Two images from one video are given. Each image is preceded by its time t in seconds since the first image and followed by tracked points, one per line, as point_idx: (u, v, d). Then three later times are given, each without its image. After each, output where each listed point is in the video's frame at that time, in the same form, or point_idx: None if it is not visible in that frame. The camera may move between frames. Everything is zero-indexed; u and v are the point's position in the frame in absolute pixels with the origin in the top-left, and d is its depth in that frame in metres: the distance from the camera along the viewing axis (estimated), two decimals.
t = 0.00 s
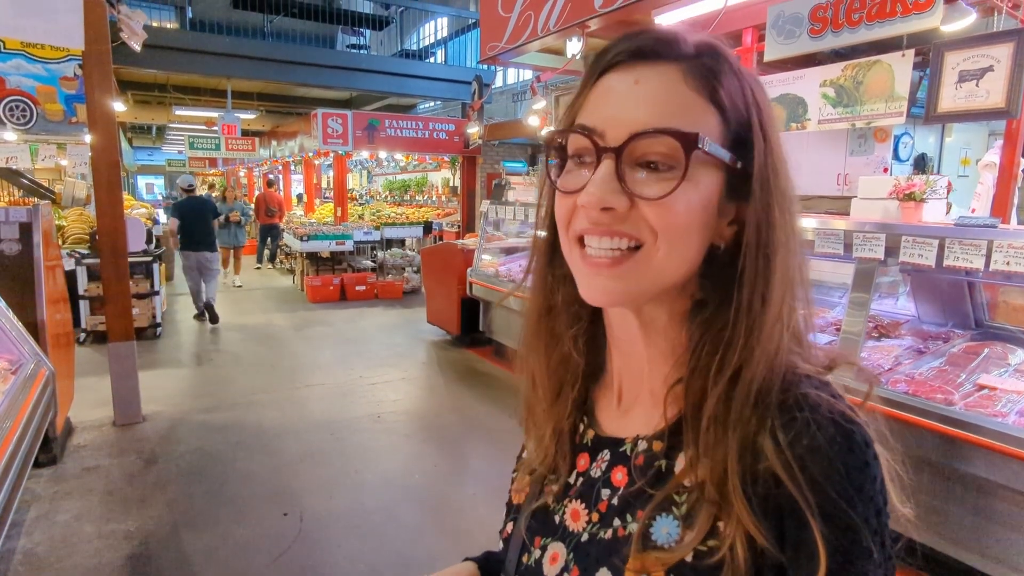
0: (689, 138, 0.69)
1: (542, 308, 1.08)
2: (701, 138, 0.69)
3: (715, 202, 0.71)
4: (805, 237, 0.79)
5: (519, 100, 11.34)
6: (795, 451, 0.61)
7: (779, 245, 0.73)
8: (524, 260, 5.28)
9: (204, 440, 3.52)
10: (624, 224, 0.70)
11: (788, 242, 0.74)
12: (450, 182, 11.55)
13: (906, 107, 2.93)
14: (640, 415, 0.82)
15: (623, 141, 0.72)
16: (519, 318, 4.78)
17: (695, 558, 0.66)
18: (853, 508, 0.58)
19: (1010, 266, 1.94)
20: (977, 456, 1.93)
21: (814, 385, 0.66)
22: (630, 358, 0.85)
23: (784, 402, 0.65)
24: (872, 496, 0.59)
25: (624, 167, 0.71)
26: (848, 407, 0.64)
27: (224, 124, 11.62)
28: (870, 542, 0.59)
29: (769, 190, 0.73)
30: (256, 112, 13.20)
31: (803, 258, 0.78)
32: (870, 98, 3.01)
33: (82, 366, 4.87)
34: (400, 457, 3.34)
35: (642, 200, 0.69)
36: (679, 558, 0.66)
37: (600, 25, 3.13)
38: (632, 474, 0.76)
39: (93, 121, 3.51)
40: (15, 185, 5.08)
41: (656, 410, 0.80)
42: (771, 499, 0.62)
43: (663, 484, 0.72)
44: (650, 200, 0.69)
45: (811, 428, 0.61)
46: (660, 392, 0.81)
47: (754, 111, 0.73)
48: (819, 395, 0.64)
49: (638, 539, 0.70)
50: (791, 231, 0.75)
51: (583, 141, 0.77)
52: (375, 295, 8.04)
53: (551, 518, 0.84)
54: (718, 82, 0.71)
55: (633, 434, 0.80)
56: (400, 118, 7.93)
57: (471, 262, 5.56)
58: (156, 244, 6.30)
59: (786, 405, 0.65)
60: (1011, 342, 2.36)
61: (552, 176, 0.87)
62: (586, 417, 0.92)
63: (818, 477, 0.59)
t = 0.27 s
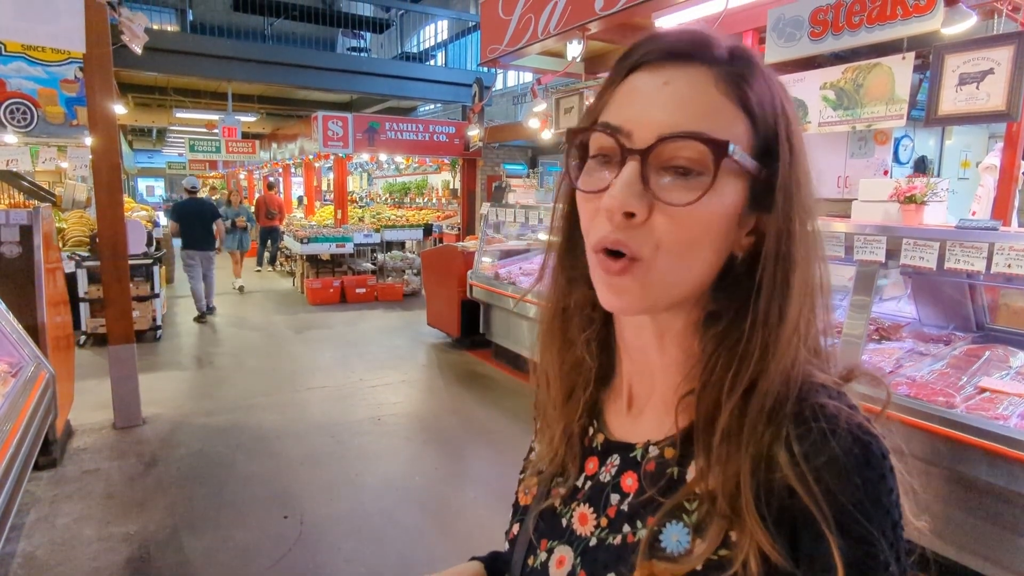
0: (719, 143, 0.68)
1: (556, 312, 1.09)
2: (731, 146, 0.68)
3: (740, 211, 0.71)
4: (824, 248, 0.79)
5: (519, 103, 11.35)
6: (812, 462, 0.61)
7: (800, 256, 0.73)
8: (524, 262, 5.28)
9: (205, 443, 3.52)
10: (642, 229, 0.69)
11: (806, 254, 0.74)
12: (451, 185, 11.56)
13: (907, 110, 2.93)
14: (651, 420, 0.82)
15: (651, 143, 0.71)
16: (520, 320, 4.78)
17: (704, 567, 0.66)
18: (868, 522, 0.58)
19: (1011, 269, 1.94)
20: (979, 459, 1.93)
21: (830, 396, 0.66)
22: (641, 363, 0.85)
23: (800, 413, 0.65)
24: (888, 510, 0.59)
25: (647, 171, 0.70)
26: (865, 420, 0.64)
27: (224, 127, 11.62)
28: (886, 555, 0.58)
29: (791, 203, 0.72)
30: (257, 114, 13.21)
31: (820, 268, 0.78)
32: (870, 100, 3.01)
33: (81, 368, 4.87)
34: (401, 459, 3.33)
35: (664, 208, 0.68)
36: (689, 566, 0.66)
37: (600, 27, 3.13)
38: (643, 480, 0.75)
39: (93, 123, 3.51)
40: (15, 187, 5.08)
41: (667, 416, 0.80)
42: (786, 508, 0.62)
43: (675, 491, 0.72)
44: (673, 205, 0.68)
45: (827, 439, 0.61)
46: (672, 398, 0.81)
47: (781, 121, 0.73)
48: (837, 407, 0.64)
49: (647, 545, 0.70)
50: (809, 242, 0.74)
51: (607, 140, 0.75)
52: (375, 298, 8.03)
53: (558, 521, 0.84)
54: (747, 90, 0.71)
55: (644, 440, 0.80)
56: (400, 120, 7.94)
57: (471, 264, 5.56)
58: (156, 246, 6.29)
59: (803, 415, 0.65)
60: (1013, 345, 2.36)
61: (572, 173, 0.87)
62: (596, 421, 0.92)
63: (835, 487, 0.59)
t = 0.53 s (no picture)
0: (772, 161, 0.69)
1: (565, 303, 1.06)
2: (785, 161, 0.71)
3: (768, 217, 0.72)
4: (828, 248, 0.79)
5: (519, 105, 11.37)
6: (817, 454, 0.61)
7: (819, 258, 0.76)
8: (524, 264, 5.28)
9: (205, 445, 3.51)
10: (693, 245, 0.68)
11: (814, 257, 0.75)
12: (450, 187, 11.57)
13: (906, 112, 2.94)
14: (655, 421, 0.82)
15: (703, 156, 0.69)
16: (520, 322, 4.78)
17: (708, 563, 0.66)
18: (871, 510, 0.58)
19: (1010, 271, 1.94)
20: (979, 461, 1.93)
21: (833, 392, 0.67)
22: (646, 365, 0.86)
23: (804, 407, 0.65)
24: (892, 500, 0.59)
25: (698, 185, 0.69)
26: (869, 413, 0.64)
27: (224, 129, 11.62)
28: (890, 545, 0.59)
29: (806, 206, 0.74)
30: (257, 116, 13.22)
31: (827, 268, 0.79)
32: (870, 103, 3.02)
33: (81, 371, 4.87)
34: (401, 461, 3.33)
35: (719, 227, 0.68)
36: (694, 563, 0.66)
37: (600, 30, 3.14)
38: (647, 480, 0.76)
39: (93, 124, 3.51)
40: (15, 189, 5.08)
41: (671, 417, 0.80)
42: (792, 502, 0.62)
43: (678, 489, 0.72)
44: (736, 223, 0.68)
45: (832, 430, 0.61)
46: (678, 399, 0.81)
47: (799, 124, 0.74)
48: (842, 402, 0.64)
49: (651, 542, 0.70)
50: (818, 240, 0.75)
51: (647, 146, 0.73)
52: (374, 299, 8.03)
53: (560, 521, 0.84)
54: (781, 98, 0.71)
55: (648, 439, 0.81)
56: (400, 122, 7.94)
57: (471, 266, 5.56)
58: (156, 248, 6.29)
59: (806, 408, 0.65)
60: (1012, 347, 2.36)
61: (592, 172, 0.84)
62: (598, 423, 0.92)
63: (839, 477, 0.59)
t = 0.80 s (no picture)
0: (758, 155, 0.69)
1: (559, 309, 1.04)
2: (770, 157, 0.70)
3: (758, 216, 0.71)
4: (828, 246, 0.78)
5: (519, 106, 11.38)
6: (816, 462, 0.61)
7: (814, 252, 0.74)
8: (523, 266, 5.28)
9: (204, 447, 3.51)
10: (680, 241, 0.68)
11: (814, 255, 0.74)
12: (450, 188, 11.57)
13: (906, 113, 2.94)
14: (654, 424, 0.82)
15: (691, 153, 0.70)
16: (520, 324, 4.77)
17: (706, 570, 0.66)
18: (869, 519, 0.59)
19: (1009, 273, 1.94)
20: (978, 463, 1.93)
21: (834, 396, 0.66)
22: (644, 370, 0.86)
23: (802, 412, 0.65)
24: (889, 507, 0.59)
25: (685, 180, 0.69)
26: (867, 419, 0.64)
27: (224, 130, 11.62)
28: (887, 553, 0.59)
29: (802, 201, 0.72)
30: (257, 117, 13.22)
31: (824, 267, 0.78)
32: (869, 104, 3.02)
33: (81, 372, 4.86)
34: (400, 463, 3.33)
35: (705, 220, 0.68)
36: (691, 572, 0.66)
37: (599, 31, 3.14)
38: (644, 486, 0.76)
39: (93, 126, 3.51)
40: (15, 191, 5.09)
41: (669, 422, 0.80)
42: (789, 510, 0.62)
43: (677, 494, 0.72)
44: (722, 219, 0.68)
45: (830, 438, 0.61)
46: (674, 404, 0.81)
47: (788, 124, 0.73)
48: (841, 408, 0.64)
49: (649, 550, 0.70)
50: (817, 239, 0.75)
51: (633, 147, 0.74)
52: (374, 301, 8.02)
53: (557, 527, 0.85)
54: (764, 95, 0.71)
55: (644, 445, 0.81)
56: (400, 124, 7.94)
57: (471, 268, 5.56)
58: (155, 250, 6.30)
59: (804, 414, 0.65)
60: (1012, 348, 2.35)
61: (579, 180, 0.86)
62: (596, 428, 0.92)
63: (838, 484, 0.59)
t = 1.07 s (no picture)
0: (724, 152, 0.68)
1: (554, 311, 1.07)
2: (735, 155, 0.68)
3: (742, 218, 0.71)
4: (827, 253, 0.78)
5: (519, 107, 11.39)
6: (818, 475, 0.61)
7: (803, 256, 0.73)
8: (523, 266, 5.29)
9: (204, 448, 3.51)
10: (648, 242, 0.69)
11: (809, 259, 0.74)
12: (450, 189, 11.58)
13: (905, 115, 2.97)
14: (651, 429, 0.82)
15: (653, 154, 0.70)
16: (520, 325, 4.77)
17: None
18: (870, 534, 0.59)
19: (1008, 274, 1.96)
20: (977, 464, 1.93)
21: (836, 408, 0.66)
22: (642, 372, 0.85)
23: (804, 423, 0.65)
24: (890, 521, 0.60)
25: (650, 179, 0.70)
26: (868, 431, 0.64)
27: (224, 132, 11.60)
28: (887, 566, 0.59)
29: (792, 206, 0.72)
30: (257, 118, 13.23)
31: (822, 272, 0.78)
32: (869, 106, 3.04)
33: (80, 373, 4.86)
34: (400, 464, 3.33)
35: (668, 218, 0.68)
36: None
37: (598, 32, 3.14)
38: (643, 492, 0.75)
39: (93, 127, 3.52)
40: (15, 192, 5.09)
41: (668, 427, 0.80)
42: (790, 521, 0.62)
43: (676, 501, 0.72)
44: (679, 218, 0.68)
45: (833, 452, 0.61)
46: (675, 406, 0.81)
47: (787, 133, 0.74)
48: (842, 420, 0.64)
49: (648, 557, 0.70)
50: (811, 245, 0.74)
51: (605, 150, 0.75)
52: (374, 302, 8.02)
53: (556, 531, 0.84)
54: (746, 95, 0.71)
55: (643, 449, 0.80)
56: (399, 125, 7.94)
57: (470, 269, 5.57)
58: (155, 251, 6.30)
59: (806, 425, 0.65)
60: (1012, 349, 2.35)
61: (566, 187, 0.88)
62: (594, 431, 0.92)
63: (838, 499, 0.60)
